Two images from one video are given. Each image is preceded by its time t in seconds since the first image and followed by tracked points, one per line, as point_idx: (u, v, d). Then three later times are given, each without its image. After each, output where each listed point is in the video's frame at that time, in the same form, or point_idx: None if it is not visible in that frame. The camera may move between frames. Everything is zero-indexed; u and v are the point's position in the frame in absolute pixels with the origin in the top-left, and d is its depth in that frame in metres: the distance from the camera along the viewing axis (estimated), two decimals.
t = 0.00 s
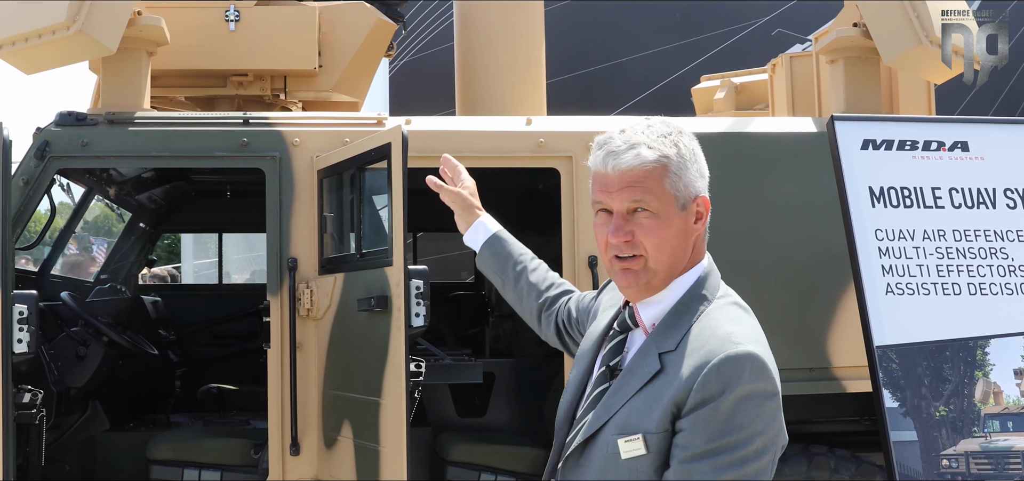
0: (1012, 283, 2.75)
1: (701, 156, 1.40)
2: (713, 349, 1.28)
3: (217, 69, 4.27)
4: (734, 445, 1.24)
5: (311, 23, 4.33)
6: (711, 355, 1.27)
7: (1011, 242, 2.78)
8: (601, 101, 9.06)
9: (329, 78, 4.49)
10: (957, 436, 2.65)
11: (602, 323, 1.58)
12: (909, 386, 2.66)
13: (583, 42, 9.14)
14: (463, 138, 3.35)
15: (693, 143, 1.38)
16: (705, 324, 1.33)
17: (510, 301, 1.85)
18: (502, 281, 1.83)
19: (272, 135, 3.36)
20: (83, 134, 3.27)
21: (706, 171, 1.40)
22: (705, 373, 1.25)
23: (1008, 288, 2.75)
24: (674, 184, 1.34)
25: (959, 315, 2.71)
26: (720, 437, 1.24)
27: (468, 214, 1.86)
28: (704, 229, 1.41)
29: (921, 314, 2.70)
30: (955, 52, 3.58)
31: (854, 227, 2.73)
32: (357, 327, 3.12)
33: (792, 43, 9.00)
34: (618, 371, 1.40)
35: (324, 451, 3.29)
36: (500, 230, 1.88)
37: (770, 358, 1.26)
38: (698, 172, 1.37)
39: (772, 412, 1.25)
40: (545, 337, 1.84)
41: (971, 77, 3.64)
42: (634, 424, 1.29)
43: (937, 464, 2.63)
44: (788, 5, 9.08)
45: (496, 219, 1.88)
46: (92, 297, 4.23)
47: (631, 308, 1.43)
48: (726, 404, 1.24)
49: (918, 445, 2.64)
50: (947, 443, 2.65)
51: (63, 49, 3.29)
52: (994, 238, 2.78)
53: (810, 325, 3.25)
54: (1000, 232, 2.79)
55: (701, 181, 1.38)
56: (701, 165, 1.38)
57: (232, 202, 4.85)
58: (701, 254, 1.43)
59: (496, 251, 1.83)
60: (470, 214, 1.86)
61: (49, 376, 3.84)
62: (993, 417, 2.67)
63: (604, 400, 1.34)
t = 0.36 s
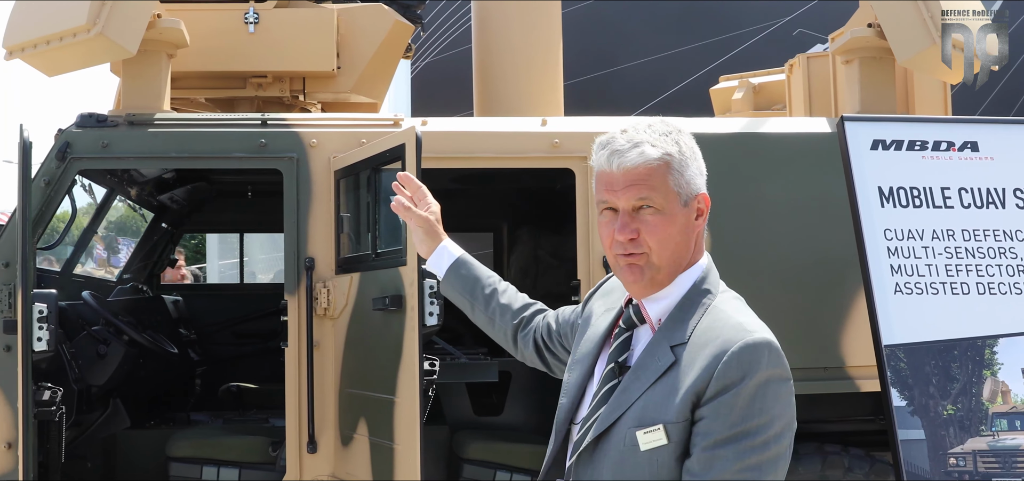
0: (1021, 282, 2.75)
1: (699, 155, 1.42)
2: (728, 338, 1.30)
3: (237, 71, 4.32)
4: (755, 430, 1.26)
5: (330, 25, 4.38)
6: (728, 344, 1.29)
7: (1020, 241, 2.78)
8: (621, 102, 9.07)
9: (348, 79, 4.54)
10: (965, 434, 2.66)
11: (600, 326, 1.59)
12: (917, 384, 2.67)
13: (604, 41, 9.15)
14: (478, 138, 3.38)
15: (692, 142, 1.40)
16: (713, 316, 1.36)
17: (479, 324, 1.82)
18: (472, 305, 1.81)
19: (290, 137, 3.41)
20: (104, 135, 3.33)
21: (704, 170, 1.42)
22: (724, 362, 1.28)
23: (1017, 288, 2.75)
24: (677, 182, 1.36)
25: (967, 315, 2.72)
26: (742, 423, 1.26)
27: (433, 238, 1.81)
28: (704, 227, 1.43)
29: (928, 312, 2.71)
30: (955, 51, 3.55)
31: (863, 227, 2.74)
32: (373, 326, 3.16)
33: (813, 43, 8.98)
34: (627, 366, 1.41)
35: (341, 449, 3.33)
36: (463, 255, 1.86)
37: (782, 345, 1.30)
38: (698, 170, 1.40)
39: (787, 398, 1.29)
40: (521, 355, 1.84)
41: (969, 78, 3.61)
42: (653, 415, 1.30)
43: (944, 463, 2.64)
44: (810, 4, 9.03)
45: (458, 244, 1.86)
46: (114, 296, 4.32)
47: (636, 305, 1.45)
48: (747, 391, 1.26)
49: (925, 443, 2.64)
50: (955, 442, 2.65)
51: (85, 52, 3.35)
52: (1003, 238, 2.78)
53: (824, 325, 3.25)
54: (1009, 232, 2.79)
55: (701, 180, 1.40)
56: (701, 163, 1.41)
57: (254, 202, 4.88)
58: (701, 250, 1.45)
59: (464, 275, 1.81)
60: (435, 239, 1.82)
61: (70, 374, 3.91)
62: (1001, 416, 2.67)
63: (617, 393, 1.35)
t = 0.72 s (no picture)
0: None
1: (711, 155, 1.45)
2: (736, 332, 1.33)
3: (258, 73, 4.38)
4: (762, 422, 1.28)
5: (349, 27, 4.43)
6: (735, 337, 1.32)
7: None
8: (641, 103, 9.09)
9: (367, 80, 4.59)
10: (975, 432, 2.65)
11: (609, 326, 1.61)
12: (927, 383, 2.66)
13: (624, 42, 9.17)
14: (495, 139, 3.41)
15: (704, 143, 1.43)
16: (722, 311, 1.39)
17: (491, 330, 1.86)
18: (483, 310, 1.85)
19: (309, 138, 3.46)
20: (126, 136, 3.40)
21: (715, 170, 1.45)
22: (731, 354, 1.30)
23: None
24: (688, 180, 1.39)
25: (978, 314, 2.72)
26: (749, 414, 1.28)
27: (444, 246, 1.87)
28: (713, 226, 1.46)
29: (939, 311, 2.71)
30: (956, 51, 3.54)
31: (875, 226, 2.75)
32: (390, 324, 3.20)
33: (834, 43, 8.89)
34: (636, 362, 1.43)
35: (359, 446, 3.38)
36: (473, 262, 1.91)
37: (789, 339, 1.33)
38: (710, 170, 1.42)
39: (794, 392, 1.31)
40: (533, 360, 1.86)
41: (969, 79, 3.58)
42: (661, 407, 1.33)
43: (954, 461, 2.64)
44: (831, 5, 8.94)
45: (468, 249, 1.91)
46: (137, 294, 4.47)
47: (645, 303, 1.47)
48: (754, 383, 1.28)
49: (935, 442, 2.64)
50: (965, 440, 2.65)
51: (108, 54, 3.42)
52: (1015, 237, 2.78)
53: (839, 324, 3.25)
54: (1021, 231, 2.79)
55: (712, 179, 1.43)
56: (712, 163, 1.44)
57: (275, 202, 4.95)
58: (710, 248, 1.48)
59: (475, 282, 1.86)
60: (445, 246, 1.87)
61: (92, 372, 3.95)
62: (1010, 414, 2.67)
63: (626, 386, 1.37)
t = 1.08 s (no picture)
0: None
1: (708, 153, 1.50)
2: (724, 328, 1.37)
3: (280, 74, 4.44)
4: (748, 415, 1.32)
5: (369, 28, 4.47)
6: (723, 333, 1.36)
7: None
8: (659, 103, 9.13)
9: (387, 80, 4.63)
10: (985, 429, 2.67)
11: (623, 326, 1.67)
12: (939, 380, 2.67)
13: (643, 43, 9.22)
14: (513, 139, 3.44)
15: (699, 141, 1.49)
16: (716, 308, 1.44)
17: (526, 330, 1.91)
18: (519, 311, 1.90)
19: (329, 138, 3.51)
20: (148, 137, 3.46)
21: (713, 168, 1.50)
22: (717, 349, 1.35)
23: None
24: (681, 177, 1.44)
25: (990, 313, 2.72)
26: (734, 407, 1.32)
27: (484, 246, 1.93)
28: (712, 223, 1.51)
29: (951, 310, 2.72)
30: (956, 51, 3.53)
31: (888, 225, 2.75)
32: (408, 322, 3.24)
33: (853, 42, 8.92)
34: (637, 358, 1.50)
35: (378, 443, 3.42)
36: (512, 262, 1.95)
37: (778, 334, 1.35)
38: (705, 169, 1.47)
39: (782, 385, 1.34)
40: (563, 361, 1.91)
41: (969, 79, 3.60)
42: (653, 402, 1.39)
43: (965, 458, 2.66)
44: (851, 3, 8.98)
45: (509, 252, 1.95)
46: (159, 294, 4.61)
47: (648, 301, 1.54)
48: (739, 377, 1.32)
49: (946, 439, 2.65)
50: (976, 438, 2.67)
51: (131, 54, 3.48)
52: None
53: (855, 323, 3.25)
54: None
55: (708, 176, 1.48)
56: (708, 161, 1.49)
57: (297, 202, 5.01)
58: (709, 245, 1.52)
59: (512, 283, 1.91)
60: (485, 247, 1.93)
61: (115, 369, 3.99)
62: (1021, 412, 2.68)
63: (624, 382, 1.45)
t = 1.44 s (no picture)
0: None
1: (710, 152, 1.52)
2: (714, 321, 1.42)
3: (300, 75, 4.49)
4: (735, 407, 1.36)
5: (388, 29, 4.52)
6: (712, 326, 1.41)
7: None
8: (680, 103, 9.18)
9: (406, 81, 4.67)
10: (996, 427, 2.67)
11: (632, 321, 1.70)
12: (949, 379, 2.69)
13: (663, 45, 9.27)
14: (530, 139, 3.47)
15: (701, 140, 1.51)
16: (709, 302, 1.48)
17: (554, 320, 2.00)
18: (547, 301, 1.99)
19: (348, 138, 3.56)
20: (169, 138, 3.52)
21: (714, 167, 1.52)
22: (706, 342, 1.39)
23: None
24: (680, 175, 1.48)
25: (1001, 311, 2.73)
26: (721, 398, 1.36)
27: (518, 237, 2.02)
28: (712, 220, 1.54)
29: (961, 308, 2.73)
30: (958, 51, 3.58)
31: (898, 225, 2.75)
32: (425, 320, 3.28)
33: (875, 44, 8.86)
34: (637, 351, 1.56)
35: (395, 440, 3.46)
36: (545, 252, 2.04)
37: (767, 327, 1.39)
38: (706, 167, 1.50)
39: (771, 377, 1.37)
40: (588, 354, 1.97)
41: (968, 79, 3.61)
42: (646, 394, 1.44)
43: (975, 455, 2.67)
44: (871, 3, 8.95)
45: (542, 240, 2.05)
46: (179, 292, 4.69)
47: (649, 295, 1.60)
48: (726, 369, 1.37)
49: (956, 437, 2.66)
50: (987, 435, 2.67)
51: (152, 56, 3.54)
52: None
53: (871, 322, 3.25)
54: None
55: (708, 175, 1.50)
56: (710, 159, 1.51)
57: (318, 202, 5.05)
58: (709, 242, 1.56)
59: (541, 275, 1.99)
60: (519, 238, 2.02)
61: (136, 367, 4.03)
62: None
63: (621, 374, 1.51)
